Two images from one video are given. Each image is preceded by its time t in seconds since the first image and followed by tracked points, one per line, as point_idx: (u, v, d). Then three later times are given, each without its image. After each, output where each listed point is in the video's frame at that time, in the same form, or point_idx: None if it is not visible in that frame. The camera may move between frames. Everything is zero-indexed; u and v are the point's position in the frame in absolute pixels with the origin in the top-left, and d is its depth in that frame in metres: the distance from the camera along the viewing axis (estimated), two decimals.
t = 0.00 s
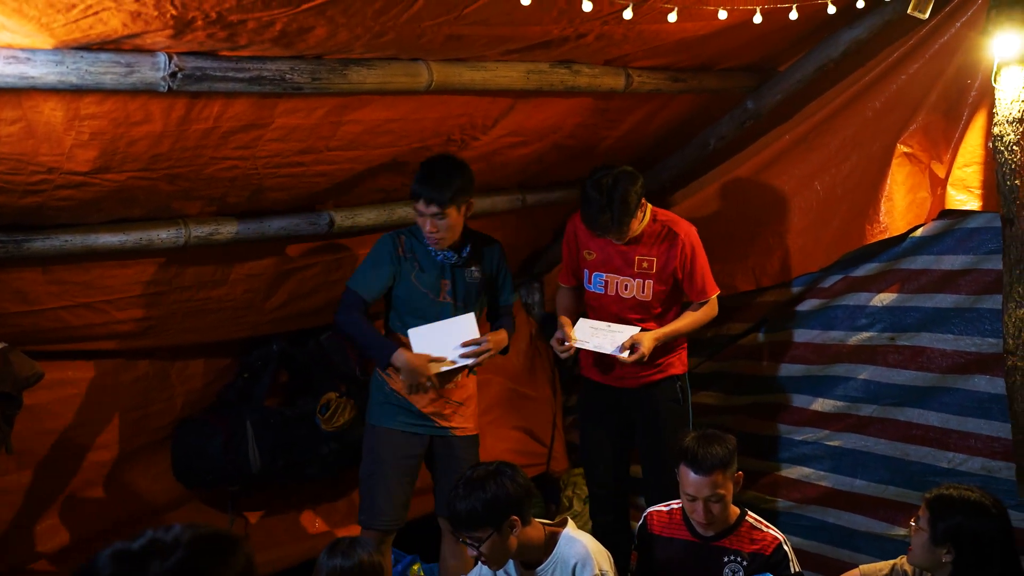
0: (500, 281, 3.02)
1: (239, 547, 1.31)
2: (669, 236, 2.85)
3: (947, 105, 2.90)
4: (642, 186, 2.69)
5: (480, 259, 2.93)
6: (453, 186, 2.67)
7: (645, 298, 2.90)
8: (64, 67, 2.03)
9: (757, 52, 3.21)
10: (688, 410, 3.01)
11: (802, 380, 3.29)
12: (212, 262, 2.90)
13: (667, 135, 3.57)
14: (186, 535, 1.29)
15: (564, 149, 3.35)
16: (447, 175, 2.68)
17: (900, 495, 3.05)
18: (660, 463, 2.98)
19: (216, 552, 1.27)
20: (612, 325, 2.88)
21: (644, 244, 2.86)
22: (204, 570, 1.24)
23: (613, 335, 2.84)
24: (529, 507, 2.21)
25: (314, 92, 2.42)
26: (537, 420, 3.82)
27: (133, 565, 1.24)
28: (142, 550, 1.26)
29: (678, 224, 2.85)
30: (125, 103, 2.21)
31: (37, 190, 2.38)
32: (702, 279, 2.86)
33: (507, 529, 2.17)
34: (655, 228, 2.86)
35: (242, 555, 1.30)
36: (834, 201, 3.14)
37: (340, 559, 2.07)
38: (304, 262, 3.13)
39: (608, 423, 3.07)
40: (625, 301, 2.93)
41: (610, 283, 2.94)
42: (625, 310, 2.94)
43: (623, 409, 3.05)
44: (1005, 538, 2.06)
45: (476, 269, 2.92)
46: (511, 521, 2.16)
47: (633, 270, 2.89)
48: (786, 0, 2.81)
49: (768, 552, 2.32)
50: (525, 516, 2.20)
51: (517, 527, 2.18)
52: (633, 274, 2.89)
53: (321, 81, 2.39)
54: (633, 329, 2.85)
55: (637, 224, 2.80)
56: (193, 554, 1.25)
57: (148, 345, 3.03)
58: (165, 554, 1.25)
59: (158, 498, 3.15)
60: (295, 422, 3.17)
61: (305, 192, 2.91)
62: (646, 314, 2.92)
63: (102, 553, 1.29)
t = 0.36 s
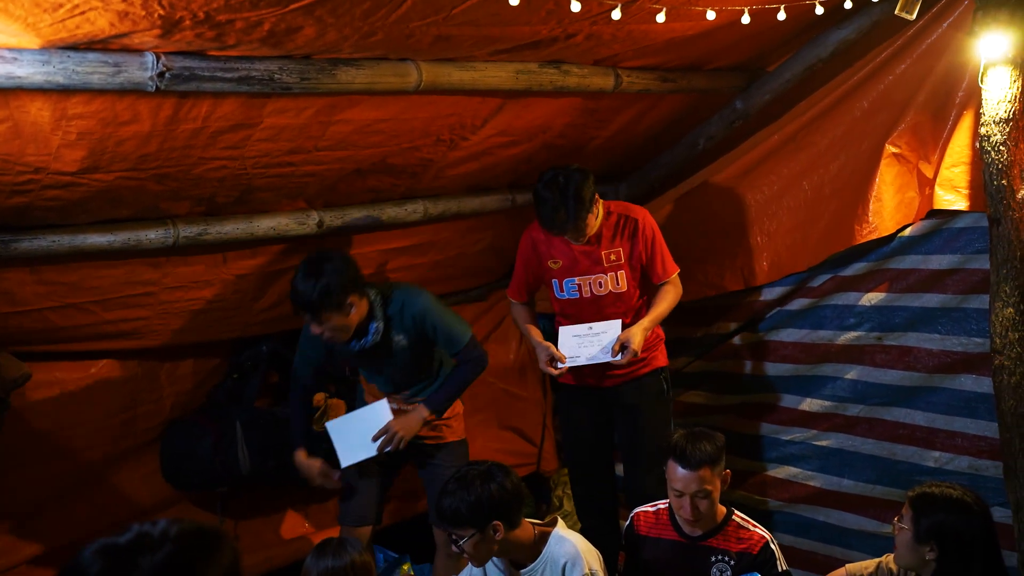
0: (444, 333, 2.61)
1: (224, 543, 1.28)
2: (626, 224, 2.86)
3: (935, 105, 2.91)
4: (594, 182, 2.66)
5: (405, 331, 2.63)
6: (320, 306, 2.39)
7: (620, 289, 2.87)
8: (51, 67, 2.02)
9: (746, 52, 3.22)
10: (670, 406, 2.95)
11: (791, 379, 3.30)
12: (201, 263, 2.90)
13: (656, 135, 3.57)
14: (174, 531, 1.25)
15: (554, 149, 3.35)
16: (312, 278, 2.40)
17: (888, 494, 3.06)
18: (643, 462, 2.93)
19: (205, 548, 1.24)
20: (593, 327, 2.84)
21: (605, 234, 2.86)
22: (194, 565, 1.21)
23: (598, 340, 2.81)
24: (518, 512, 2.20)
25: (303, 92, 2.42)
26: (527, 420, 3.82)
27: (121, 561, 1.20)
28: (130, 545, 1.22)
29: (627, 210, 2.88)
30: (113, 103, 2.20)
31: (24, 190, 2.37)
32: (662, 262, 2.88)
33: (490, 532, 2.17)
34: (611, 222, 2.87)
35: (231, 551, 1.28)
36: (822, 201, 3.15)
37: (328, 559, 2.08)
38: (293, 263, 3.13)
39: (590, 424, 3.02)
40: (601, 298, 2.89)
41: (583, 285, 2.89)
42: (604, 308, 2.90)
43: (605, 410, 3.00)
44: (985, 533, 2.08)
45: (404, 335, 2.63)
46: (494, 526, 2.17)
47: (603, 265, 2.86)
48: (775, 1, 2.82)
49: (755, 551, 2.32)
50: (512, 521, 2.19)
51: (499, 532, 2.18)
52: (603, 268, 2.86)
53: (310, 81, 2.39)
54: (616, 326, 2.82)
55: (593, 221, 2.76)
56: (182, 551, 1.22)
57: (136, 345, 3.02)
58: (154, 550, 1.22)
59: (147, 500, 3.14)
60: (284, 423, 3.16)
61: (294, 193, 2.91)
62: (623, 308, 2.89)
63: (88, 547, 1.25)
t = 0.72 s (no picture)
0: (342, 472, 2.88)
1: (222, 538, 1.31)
2: (622, 229, 2.83)
3: (929, 109, 2.92)
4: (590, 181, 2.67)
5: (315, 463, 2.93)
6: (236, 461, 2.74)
7: (613, 293, 2.85)
8: (46, 70, 2.02)
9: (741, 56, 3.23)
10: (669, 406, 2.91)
11: (785, 382, 3.30)
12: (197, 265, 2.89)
13: (652, 138, 3.58)
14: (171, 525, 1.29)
15: (550, 151, 3.35)
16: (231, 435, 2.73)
17: (883, 496, 3.07)
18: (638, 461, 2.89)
19: (203, 544, 1.28)
20: (590, 339, 2.87)
21: (601, 240, 2.84)
22: (192, 561, 1.25)
23: (595, 354, 2.84)
24: (511, 517, 2.21)
25: (298, 95, 2.42)
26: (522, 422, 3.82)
27: (123, 553, 1.24)
28: (131, 539, 1.25)
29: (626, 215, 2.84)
30: (108, 106, 2.20)
31: (19, 193, 2.37)
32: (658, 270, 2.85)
33: (476, 534, 2.20)
34: (607, 224, 2.84)
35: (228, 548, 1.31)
36: (817, 205, 3.16)
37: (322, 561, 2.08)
38: (288, 265, 3.13)
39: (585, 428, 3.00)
40: (593, 301, 2.88)
41: (576, 287, 2.89)
42: (597, 312, 2.89)
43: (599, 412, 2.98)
44: (982, 536, 2.08)
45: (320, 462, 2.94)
46: (478, 527, 2.19)
47: (596, 268, 2.84)
48: (770, 5, 2.82)
49: (749, 556, 2.32)
50: (502, 525, 2.20)
51: (484, 535, 2.20)
52: (596, 272, 2.85)
53: (306, 84, 2.39)
54: (613, 342, 2.83)
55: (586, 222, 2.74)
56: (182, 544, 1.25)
57: (131, 348, 3.02)
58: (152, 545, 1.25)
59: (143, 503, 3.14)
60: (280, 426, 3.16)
61: (289, 195, 2.91)
62: (615, 311, 2.88)
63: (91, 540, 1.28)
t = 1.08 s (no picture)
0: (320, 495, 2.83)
1: (214, 534, 1.34)
2: (653, 234, 2.70)
3: (924, 105, 2.92)
4: (620, 178, 2.56)
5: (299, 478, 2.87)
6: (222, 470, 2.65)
7: (631, 297, 2.79)
8: (38, 65, 2.01)
9: (735, 51, 3.23)
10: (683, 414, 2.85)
11: (780, 378, 3.31)
12: (191, 262, 2.88)
13: (646, 134, 3.57)
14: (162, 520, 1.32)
15: (544, 147, 3.35)
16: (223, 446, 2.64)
17: (877, 491, 3.07)
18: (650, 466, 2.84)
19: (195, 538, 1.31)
20: (605, 343, 2.84)
21: (627, 243, 2.74)
22: (184, 556, 1.28)
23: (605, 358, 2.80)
24: (506, 512, 2.20)
25: (292, 91, 2.41)
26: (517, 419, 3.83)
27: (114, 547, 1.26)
28: (123, 533, 1.29)
29: (666, 227, 2.69)
30: (101, 102, 2.19)
31: (11, 189, 2.36)
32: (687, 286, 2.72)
33: (470, 528, 2.19)
34: (641, 226, 2.72)
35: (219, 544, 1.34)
36: (811, 201, 3.16)
37: (316, 558, 2.08)
38: (283, 261, 3.13)
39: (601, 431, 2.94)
40: (610, 299, 2.84)
41: (595, 281, 2.85)
42: (606, 308, 2.86)
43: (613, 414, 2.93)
44: (977, 532, 2.09)
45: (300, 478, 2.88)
46: (472, 522, 2.19)
47: (619, 269, 2.77)
48: (763, 1, 2.83)
49: (744, 551, 2.33)
50: (497, 521, 2.19)
51: (478, 529, 2.19)
52: (618, 273, 2.78)
53: (299, 79, 2.39)
54: (625, 346, 2.78)
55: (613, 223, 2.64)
56: (174, 539, 1.28)
57: (125, 344, 3.01)
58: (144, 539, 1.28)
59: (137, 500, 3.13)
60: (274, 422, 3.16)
61: (283, 191, 2.90)
62: (632, 314, 2.82)
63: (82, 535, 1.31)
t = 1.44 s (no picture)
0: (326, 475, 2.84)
1: (212, 532, 1.34)
2: (673, 231, 2.66)
3: (915, 104, 2.93)
4: (637, 170, 2.53)
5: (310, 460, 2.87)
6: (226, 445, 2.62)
7: (649, 295, 2.75)
8: (28, 61, 2.00)
9: (727, 49, 3.23)
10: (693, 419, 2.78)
11: (772, 376, 3.31)
12: (182, 259, 2.88)
13: (639, 132, 3.57)
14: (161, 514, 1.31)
15: (537, 145, 3.35)
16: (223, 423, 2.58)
17: (868, 488, 3.08)
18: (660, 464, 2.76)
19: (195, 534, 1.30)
20: (622, 340, 2.78)
21: (648, 240, 2.70)
22: (182, 552, 1.27)
23: (623, 354, 2.75)
24: (500, 510, 2.20)
25: (284, 87, 2.41)
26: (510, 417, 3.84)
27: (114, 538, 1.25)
28: (123, 529, 1.27)
29: (687, 224, 2.64)
30: (91, 98, 2.18)
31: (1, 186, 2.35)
32: (708, 286, 2.65)
33: (461, 525, 2.20)
34: (662, 224, 2.67)
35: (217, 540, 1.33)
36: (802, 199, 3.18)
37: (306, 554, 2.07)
38: (275, 258, 3.12)
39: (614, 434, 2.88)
40: (628, 296, 2.81)
41: (613, 278, 2.82)
42: (621, 305, 2.84)
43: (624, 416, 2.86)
44: (966, 528, 2.10)
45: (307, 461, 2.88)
46: (463, 519, 2.19)
47: (638, 266, 2.74)
48: None
49: (732, 546, 2.33)
50: (491, 519, 2.19)
51: (470, 526, 2.19)
52: (636, 270, 2.75)
53: (291, 76, 2.38)
54: (643, 343, 2.73)
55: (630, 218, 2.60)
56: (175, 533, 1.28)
57: (116, 341, 3.00)
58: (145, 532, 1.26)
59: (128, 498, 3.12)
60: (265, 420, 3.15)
61: (275, 189, 2.90)
62: (649, 313, 2.79)
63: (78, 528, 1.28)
